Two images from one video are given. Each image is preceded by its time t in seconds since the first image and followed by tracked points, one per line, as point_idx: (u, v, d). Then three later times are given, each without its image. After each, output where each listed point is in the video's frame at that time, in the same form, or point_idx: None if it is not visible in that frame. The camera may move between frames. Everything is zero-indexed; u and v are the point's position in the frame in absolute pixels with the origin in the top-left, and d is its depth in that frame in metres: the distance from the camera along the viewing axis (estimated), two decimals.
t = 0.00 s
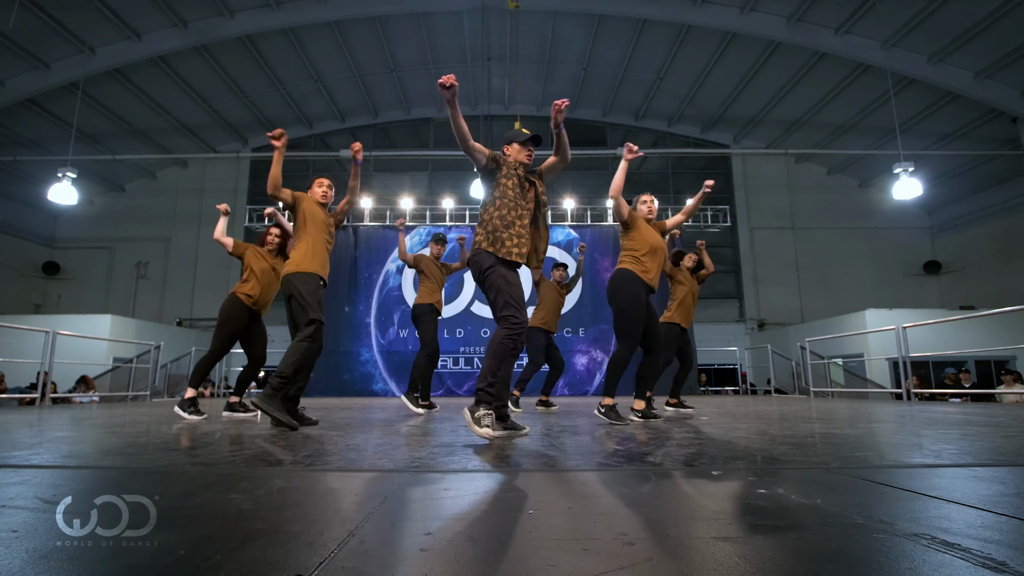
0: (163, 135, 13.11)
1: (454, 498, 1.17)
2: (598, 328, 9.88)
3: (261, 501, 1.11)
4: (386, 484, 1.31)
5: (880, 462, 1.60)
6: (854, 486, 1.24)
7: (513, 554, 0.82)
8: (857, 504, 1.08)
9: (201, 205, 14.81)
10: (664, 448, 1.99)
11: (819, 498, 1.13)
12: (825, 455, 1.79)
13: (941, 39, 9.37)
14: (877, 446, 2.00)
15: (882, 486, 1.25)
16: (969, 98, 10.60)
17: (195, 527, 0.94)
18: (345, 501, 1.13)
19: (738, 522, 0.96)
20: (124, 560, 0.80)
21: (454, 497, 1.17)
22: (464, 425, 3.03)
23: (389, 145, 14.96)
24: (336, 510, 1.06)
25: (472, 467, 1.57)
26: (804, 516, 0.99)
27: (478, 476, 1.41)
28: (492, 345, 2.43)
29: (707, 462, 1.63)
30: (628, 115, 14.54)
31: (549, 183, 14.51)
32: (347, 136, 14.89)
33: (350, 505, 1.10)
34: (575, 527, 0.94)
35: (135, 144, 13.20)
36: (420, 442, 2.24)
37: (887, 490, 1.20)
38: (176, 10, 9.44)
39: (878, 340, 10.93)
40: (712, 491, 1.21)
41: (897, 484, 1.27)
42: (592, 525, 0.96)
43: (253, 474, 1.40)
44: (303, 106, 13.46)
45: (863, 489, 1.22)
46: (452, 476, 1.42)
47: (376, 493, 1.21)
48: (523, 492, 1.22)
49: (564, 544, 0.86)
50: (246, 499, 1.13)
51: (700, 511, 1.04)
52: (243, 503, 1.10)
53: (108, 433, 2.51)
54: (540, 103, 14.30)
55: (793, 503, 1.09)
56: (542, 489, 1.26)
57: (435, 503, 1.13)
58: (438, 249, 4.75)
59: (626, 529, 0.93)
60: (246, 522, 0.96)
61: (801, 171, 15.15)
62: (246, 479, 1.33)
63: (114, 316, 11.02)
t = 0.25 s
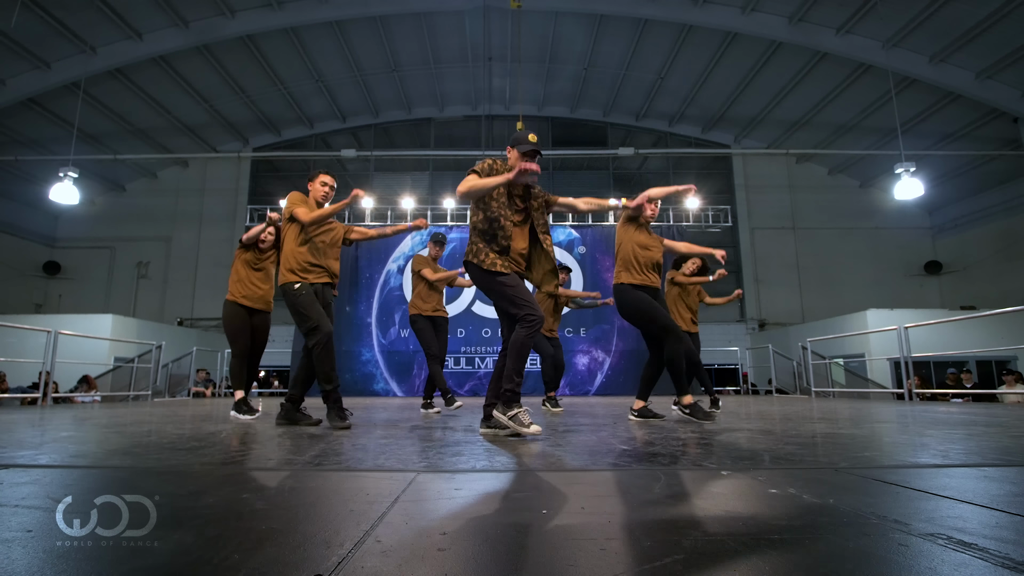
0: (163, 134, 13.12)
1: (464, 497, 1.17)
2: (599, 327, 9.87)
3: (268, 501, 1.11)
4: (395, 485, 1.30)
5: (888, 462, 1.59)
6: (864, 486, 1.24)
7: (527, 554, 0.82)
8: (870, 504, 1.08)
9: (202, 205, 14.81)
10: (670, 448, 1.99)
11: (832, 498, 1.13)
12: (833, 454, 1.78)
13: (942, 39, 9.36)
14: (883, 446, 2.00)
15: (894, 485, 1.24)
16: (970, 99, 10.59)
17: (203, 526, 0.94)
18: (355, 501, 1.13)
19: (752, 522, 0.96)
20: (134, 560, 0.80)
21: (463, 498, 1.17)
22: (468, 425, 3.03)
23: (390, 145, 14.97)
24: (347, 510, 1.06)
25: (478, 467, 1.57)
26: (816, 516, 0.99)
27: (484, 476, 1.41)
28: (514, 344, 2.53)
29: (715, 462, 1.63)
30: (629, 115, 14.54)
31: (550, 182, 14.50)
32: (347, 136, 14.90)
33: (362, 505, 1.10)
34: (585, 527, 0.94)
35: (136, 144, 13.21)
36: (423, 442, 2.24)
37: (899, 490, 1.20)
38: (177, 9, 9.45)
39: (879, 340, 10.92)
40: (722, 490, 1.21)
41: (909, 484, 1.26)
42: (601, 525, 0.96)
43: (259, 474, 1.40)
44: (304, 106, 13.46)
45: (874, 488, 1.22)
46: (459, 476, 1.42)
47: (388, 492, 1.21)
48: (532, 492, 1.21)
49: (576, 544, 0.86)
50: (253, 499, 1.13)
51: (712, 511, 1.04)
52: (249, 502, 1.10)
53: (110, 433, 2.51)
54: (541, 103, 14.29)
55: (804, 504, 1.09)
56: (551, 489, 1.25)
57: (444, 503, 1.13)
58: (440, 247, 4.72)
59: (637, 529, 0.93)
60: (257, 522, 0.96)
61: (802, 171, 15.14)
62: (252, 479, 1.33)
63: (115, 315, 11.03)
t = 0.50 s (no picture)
0: (164, 135, 13.14)
1: (472, 498, 1.17)
2: (600, 328, 9.88)
3: (274, 501, 1.11)
4: (403, 484, 1.30)
5: (894, 463, 1.59)
6: (873, 487, 1.24)
7: (538, 554, 0.82)
8: (880, 504, 1.07)
9: (203, 205, 14.83)
10: (674, 448, 1.99)
11: (841, 498, 1.13)
12: (837, 455, 1.79)
13: (944, 40, 9.34)
14: (888, 446, 2.00)
15: (904, 486, 1.24)
16: (972, 99, 10.58)
17: (211, 526, 0.94)
18: (364, 500, 1.13)
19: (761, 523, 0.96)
20: (143, 560, 0.80)
21: (472, 498, 1.17)
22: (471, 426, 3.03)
23: (391, 145, 14.99)
24: (357, 510, 1.06)
25: (483, 467, 1.57)
26: (826, 516, 0.99)
27: (490, 476, 1.41)
28: (516, 354, 2.51)
29: (721, 462, 1.62)
30: (630, 115, 14.53)
31: (551, 183, 14.51)
32: (348, 136, 14.91)
33: (373, 505, 1.10)
34: (592, 527, 0.95)
35: (137, 144, 13.23)
36: (427, 442, 2.24)
37: (909, 490, 1.20)
38: (178, 10, 9.46)
39: (881, 340, 10.91)
40: (731, 491, 1.21)
41: (918, 484, 1.26)
42: (608, 525, 0.96)
43: (264, 474, 1.40)
44: (305, 106, 13.47)
45: (883, 488, 1.22)
46: (466, 476, 1.42)
47: (397, 493, 1.21)
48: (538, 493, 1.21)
49: (586, 544, 0.86)
50: (258, 499, 1.13)
51: (721, 512, 1.04)
52: (254, 504, 1.10)
53: (114, 433, 2.51)
54: (542, 103, 14.28)
55: (815, 504, 1.09)
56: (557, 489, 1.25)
57: (452, 503, 1.13)
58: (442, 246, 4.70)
59: (645, 530, 0.92)
60: (266, 523, 0.96)
61: (803, 172, 15.13)
62: (257, 479, 1.33)
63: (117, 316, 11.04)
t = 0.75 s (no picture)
0: (165, 134, 13.15)
1: (479, 498, 1.17)
2: (601, 328, 9.87)
3: (281, 501, 1.11)
4: (410, 484, 1.30)
5: (899, 462, 1.59)
6: (879, 486, 1.24)
7: (549, 554, 0.82)
8: (890, 504, 1.07)
9: (204, 205, 14.83)
10: (678, 448, 1.98)
11: (851, 498, 1.13)
12: (841, 454, 1.79)
13: (945, 40, 9.33)
14: (891, 446, 2.00)
15: (913, 486, 1.24)
16: (973, 99, 10.57)
17: (218, 527, 0.93)
18: (372, 500, 1.13)
19: (773, 522, 0.95)
20: (151, 559, 0.80)
21: (479, 497, 1.17)
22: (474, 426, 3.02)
23: (391, 145, 14.99)
24: (367, 509, 1.06)
25: (488, 467, 1.57)
26: (835, 516, 0.99)
27: (496, 476, 1.41)
28: (524, 350, 2.50)
29: (726, 462, 1.62)
30: (631, 115, 14.53)
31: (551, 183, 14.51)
32: (349, 136, 14.92)
33: (383, 505, 1.10)
34: (600, 527, 0.94)
35: (138, 144, 13.23)
36: (430, 442, 2.24)
37: (918, 491, 1.19)
38: (180, 10, 9.46)
39: (882, 340, 10.92)
40: (739, 491, 1.20)
41: (927, 484, 1.26)
42: (615, 525, 0.96)
43: (269, 474, 1.40)
44: (306, 106, 13.48)
45: (892, 489, 1.22)
46: (472, 476, 1.41)
47: (406, 492, 1.21)
48: (545, 493, 1.21)
49: (595, 544, 0.86)
50: (262, 499, 1.13)
51: (731, 511, 1.04)
52: (257, 503, 1.10)
53: (117, 433, 2.52)
54: (542, 103, 14.28)
55: (824, 503, 1.09)
56: (564, 489, 1.25)
57: (461, 502, 1.13)
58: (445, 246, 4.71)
59: (653, 530, 0.92)
60: (275, 523, 0.96)
61: (804, 172, 15.13)
62: (261, 480, 1.33)
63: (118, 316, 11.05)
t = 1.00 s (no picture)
0: (166, 135, 13.16)
1: (487, 498, 1.17)
2: (602, 328, 9.87)
3: (289, 501, 1.11)
4: (416, 484, 1.30)
5: (904, 462, 1.59)
6: (887, 486, 1.24)
7: (560, 555, 0.82)
8: (899, 504, 1.07)
9: (205, 205, 14.84)
10: (682, 448, 1.98)
11: (859, 498, 1.13)
12: (845, 455, 1.79)
13: (946, 40, 9.33)
14: (895, 446, 2.00)
15: (921, 486, 1.24)
16: (974, 99, 10.56)
17: (227, 527, 0.93)
18: (379, 501, 1.13)
19: (784, 522, 0.95)
20: (161, 559, 0.80)
21: (486, 498, 1.17)
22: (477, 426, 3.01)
23: (392, 146, 14.99)
24: (377, 510, 1.06)
25: (492, 467, 1.57)
26: (844, 516, 0.99)
27: (501, 476, 1.41)
28: (530, 353, 2.48)
29: (732, 463, 1.62)
30: (631, 116, 14.52)
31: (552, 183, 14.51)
32: (350, 137, 14.92)
33: (392, 505, 1.10)
34: (607, 527, 0.94)
35: (139, 144, 13.24)
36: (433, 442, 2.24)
37: (927, 491, 1.19)
38: (181, 10, 9.47)
39: (883, 341, 10.91)
40: (746, 490, 1.20)
41: (935, 484, 1.26)
42: (624, 525, 0.95)
43: (273, 475, 1.40)
44: (307, 106, 13.48)
45: (901, 489, 1.22)
46: (478, 477, 1.41)
47: (414, 492, 1.21)
48: (552, 493, 1.21)
49: (605, 546, 0.86)
50: (267, 499, 1.13)
51: (738, 511, 1.04)
52: (263, 504, 1.10)
53: (120, 433, 2.52)
54: (543, 103, 14.28)
55: (832, 504, 1.09)
56: (571, 489, 1.25)
57: (469, 502, 1.13)
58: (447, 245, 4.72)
59: (663, 531, 0.92)
60: (284, 523, 0.96)
61: (804, 172, 15.13)
62: (265, 480, 1.33)
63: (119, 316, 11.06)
